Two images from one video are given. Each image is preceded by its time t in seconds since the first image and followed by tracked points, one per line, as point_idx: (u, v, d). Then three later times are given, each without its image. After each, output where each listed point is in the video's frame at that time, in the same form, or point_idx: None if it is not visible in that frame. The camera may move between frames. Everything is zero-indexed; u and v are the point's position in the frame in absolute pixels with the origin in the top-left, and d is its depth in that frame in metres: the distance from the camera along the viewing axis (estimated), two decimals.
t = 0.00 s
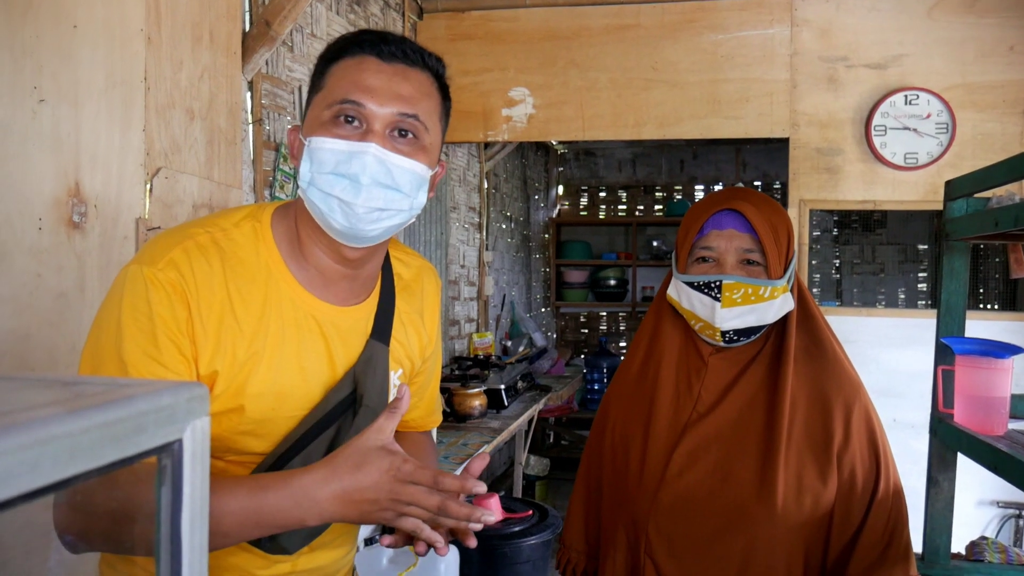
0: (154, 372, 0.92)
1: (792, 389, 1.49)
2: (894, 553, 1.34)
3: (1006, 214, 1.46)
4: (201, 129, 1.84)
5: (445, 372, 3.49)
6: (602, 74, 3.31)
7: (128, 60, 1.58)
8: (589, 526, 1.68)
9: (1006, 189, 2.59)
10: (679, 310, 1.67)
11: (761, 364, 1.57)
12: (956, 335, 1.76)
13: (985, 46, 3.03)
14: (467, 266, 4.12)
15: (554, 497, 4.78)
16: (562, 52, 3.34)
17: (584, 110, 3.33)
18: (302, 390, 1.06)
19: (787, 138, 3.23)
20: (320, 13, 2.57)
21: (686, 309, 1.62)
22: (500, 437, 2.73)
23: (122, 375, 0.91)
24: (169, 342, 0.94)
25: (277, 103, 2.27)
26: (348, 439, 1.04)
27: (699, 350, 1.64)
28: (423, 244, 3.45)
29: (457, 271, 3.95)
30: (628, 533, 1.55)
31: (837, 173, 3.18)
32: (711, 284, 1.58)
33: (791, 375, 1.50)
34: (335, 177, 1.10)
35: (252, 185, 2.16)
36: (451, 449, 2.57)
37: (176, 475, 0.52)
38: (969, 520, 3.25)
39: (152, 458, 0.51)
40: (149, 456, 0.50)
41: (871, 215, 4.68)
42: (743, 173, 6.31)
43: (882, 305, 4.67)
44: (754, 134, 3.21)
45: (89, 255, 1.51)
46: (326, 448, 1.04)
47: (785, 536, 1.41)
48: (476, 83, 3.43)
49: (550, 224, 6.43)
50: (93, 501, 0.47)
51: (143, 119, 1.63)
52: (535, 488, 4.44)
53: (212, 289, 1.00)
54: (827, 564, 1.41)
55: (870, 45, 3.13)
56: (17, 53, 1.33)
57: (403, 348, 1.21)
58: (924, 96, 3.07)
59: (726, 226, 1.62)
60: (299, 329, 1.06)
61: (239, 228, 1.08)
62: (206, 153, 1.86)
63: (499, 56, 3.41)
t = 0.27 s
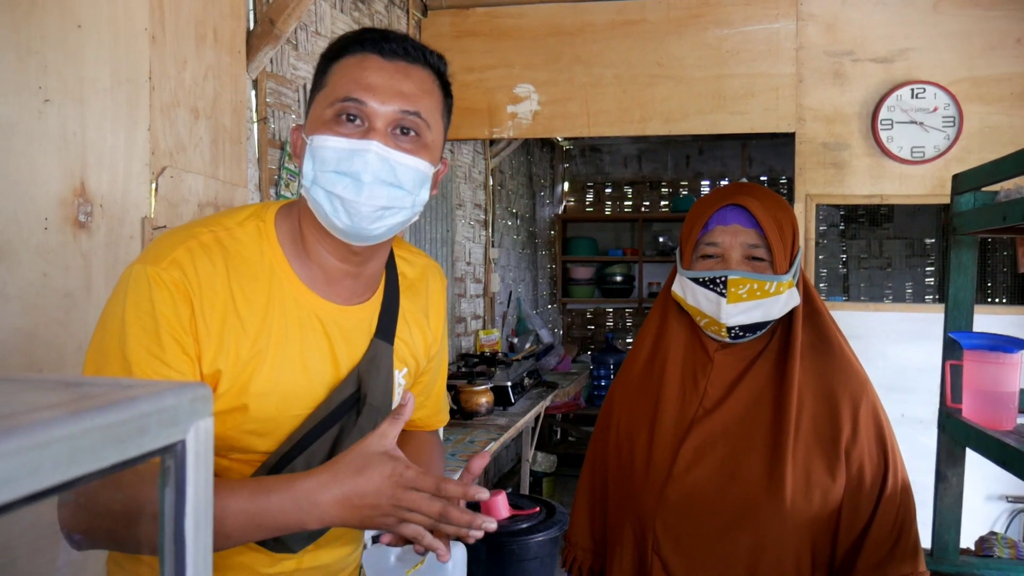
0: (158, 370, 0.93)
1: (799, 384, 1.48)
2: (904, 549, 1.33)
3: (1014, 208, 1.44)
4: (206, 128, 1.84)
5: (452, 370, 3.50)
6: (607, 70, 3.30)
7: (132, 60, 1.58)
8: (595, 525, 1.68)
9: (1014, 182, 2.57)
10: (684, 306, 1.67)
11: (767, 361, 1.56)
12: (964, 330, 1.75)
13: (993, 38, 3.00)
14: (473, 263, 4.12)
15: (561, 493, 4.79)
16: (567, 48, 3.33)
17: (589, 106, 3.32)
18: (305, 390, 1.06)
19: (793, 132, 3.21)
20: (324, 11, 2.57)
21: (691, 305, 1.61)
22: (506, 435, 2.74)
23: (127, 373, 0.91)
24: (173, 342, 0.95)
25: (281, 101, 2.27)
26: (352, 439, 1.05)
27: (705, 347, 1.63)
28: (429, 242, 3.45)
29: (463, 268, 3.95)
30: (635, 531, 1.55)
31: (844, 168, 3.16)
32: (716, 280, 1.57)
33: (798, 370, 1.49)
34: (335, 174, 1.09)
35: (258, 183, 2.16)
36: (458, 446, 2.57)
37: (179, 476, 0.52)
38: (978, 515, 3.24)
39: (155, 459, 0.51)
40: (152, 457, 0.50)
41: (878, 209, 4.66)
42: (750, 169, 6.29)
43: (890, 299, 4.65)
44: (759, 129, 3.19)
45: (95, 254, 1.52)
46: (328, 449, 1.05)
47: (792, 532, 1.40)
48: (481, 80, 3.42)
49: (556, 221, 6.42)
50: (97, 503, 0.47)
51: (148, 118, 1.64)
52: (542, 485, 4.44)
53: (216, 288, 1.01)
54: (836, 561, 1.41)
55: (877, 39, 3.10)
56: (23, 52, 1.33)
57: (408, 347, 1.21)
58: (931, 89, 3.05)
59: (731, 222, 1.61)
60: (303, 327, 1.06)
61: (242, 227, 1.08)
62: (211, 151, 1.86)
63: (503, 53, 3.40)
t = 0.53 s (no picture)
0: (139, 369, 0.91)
1: (802, 384, 1.48)
2: (910, 550, 1.33)
3: (1017, 205, 1.44)
4: (209, 129, 1.84)
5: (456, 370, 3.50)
6: (610, 69, 3.30)
7: (135, 62, 1.59)
8: (598, 526, 1.67)
9: (1020, 180, 2.55)
10: (685, 305, 1.67)
11: (770, 359, 1.55)
12: (969, 328, 1.74)
13: (998, 35, 2.99)
14: (477, 263, 4.12)
15: (566, 494, 4.78)
16: (570, 48, 3.33)
17: (592, 106, 3.32)
18: (298, 366, 1.03)
19: (797, 131, 3.20)
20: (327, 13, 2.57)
21: (692, 304, 1.61)
22: (511, 435, 2.73)
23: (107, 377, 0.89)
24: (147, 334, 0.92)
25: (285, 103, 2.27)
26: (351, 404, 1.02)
27: (706, 345, 1.63)
28: (432, 242, 3.44)
29: (467, 269, 3.95)
30: (639, 532, 1.55)
31: (848, 166, 3.15)
32: (717, 278, 1.57)
33: (801, 369, 1.48)
34: (324, 153, 1.10)
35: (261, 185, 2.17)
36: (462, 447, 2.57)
37: (177, 479, 0.52)
38: (985, 514, 3.22)
39: (153, 462, 0.51)
40: (149, 460, 0.50)
41: (883, 207, 4.64)
42: (754, 167, 6.27)
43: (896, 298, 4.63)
44: (763, 128, 3.18)
45: (99, 256, 1.52)
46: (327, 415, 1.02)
47: (797, 533, 1.40)
48: (484, 80, 3.42)
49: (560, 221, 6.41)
50: (96, 502, 0.47)
51: (151, 120, 1.65)
52: (547, 485, 4.44)
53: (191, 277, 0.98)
54: (841, 561, 1.40)
55: (881, 36, 3.09)
56: (27, 55, 1.34)
57: (395, 316, 1.19)
58: (936, 87, 3.03)
59: (731, 220, 1.61)
60: (286, 305, 1.03)
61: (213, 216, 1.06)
62: (213, 153, 1.86)
63: (506, 53, 3.40)
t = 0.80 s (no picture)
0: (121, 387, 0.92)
1: (802, 383, 1.47)
2: (911, 549, 1.33)
3: (1017, 202, 1.43)
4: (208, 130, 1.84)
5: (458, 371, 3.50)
6: (611, 69, 3.29)
7: (133, 63, 1.59)
8: (597, 527, 1.67)
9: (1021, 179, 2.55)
10: (683, 304, 1.66)
11: (769, 359, 1.55)
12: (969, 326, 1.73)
13: (999, 33, 2.98)
14: (478, 263, 4.12)
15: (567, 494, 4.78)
16: (570, 48, 3.33)
17: (592, 106, 3.32)
18: (284, 353, 1.03)
19: (797, 129, 3.19)
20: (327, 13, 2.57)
21: (689, 304, 1.60)
22: (512, 435, 2.73)
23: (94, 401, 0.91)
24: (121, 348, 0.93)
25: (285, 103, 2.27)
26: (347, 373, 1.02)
27: (705, 346, 1.62)
28: (433, 242, 3.44)
29: (467, 269, 3.95)
30: (638, 533, 1.54)
31: (849, 164, 3.14)
32: (715, 278, 1.56)
33: (801, 369, 1.48)
34: (276, 157, 1.08)
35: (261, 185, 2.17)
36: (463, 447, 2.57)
37: (172, 479, 0.52)
38: (987, 512, 3.21)
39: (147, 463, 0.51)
40: (143, 459, 0.50)
41: (885, 206, 4.63)
42: (756, 166, 6.26)
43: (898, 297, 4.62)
44: (763, 127, 3.18)
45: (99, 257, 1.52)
46: (329, 393, 1.01)
47: (797, 534, 1.40)
48: (484, 80, 3.42)
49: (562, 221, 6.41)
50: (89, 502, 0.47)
51: (150, 121, 1.65)
52: (548, 485, 4.44)
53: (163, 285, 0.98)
54: (841, 561, 1.40)
55: (881, 35, 3.09)
56: (25, 56, 1.34)
57: (375, 293, 1.21)
58: (936, 85, 3.03)
59: (729, 219, 1.60)
60: (261, 296, 1.03)
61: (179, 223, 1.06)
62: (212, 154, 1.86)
63: (506, 53, 3.40)
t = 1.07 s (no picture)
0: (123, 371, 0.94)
1: (798, 379, 1.47)
2: (908, 543, 1.33)
3: (1011, 196, 1.44)
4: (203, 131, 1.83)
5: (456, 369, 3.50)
6: (606, 66, 3.29)
7: (128, 65, 1.59)
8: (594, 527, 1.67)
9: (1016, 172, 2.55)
10: (675, 301, 1.66)
11: (763, 355, 1.55)
12: (965, 320, 1.73)
13: (993, 26, 2.98)
14: (475, 262, 4.12)
15: (567, 491, 4.78)
16: (565, 45, 3.32)
17: (588, 103, 3.31)
18: (283, 344, 1.06)
19: (793, 125, 3.19)
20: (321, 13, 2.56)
21: (683, 301, 1.60)
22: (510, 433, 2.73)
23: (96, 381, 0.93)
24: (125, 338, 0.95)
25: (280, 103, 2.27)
26: (337, 362, 1.03)
27: (699, 343, 1.62)
28: (430, 241, 3.44)
29: (465, 267, 3.94)
30: (636, 532, 1.54)
31: (845, 160, 3.14)
32: (708, 274, 1.56)
33: (796, 365, 1.48)
34: (265, 176, 1.07)
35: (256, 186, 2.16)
36: (461, 445, 2.57)
37: (163, 479, 0.52)
38: (986, 506, 3.22)
39: (138, 463, 0.50)
40: (135, 460, 0.50)
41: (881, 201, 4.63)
42: (752, 162, 6.26)
43: (895, 291, 4.62)
44: (759, 123, 3.18)
45: (95, 259, 1.52)
46: (315, 381, 1.02)
47: (795, 530, 1.40)
48: (479, 79, 3.42)
49: (559, 218, 6.41)
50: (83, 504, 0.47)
51: (145, 122, 1.64)
52: (548, 483, 4.44)
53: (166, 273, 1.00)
54: (839, 556, 1.41)
55: (876, 30, 3.09)
56: (18, 58, 1.33)
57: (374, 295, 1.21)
58: (931, 79, 3.03)
59: (722, 215, 1.60)
60: (264, 289, 1.06)
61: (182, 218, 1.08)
62: (208, 155, 1.85)
63: (501, 51, 3.40)
